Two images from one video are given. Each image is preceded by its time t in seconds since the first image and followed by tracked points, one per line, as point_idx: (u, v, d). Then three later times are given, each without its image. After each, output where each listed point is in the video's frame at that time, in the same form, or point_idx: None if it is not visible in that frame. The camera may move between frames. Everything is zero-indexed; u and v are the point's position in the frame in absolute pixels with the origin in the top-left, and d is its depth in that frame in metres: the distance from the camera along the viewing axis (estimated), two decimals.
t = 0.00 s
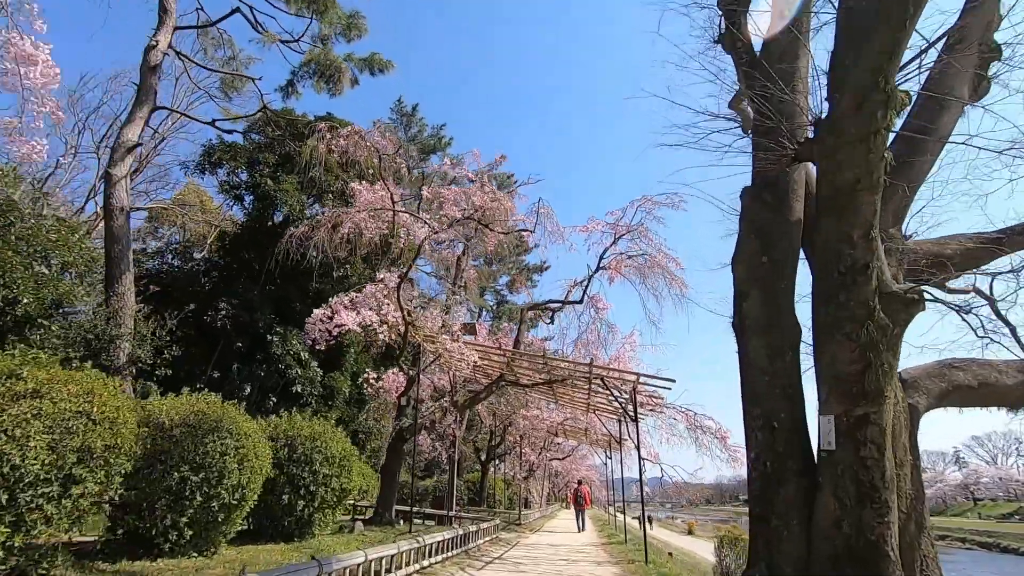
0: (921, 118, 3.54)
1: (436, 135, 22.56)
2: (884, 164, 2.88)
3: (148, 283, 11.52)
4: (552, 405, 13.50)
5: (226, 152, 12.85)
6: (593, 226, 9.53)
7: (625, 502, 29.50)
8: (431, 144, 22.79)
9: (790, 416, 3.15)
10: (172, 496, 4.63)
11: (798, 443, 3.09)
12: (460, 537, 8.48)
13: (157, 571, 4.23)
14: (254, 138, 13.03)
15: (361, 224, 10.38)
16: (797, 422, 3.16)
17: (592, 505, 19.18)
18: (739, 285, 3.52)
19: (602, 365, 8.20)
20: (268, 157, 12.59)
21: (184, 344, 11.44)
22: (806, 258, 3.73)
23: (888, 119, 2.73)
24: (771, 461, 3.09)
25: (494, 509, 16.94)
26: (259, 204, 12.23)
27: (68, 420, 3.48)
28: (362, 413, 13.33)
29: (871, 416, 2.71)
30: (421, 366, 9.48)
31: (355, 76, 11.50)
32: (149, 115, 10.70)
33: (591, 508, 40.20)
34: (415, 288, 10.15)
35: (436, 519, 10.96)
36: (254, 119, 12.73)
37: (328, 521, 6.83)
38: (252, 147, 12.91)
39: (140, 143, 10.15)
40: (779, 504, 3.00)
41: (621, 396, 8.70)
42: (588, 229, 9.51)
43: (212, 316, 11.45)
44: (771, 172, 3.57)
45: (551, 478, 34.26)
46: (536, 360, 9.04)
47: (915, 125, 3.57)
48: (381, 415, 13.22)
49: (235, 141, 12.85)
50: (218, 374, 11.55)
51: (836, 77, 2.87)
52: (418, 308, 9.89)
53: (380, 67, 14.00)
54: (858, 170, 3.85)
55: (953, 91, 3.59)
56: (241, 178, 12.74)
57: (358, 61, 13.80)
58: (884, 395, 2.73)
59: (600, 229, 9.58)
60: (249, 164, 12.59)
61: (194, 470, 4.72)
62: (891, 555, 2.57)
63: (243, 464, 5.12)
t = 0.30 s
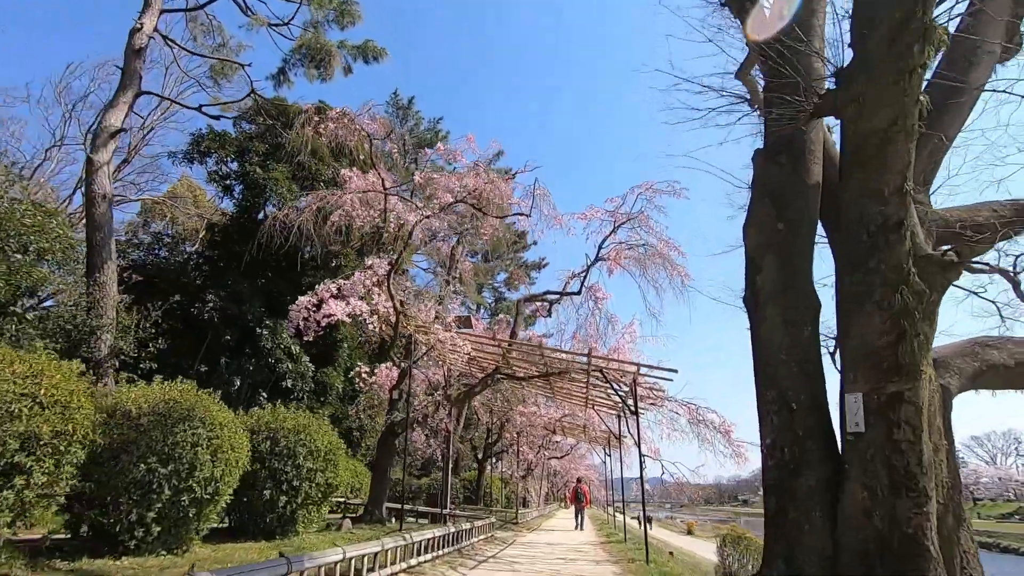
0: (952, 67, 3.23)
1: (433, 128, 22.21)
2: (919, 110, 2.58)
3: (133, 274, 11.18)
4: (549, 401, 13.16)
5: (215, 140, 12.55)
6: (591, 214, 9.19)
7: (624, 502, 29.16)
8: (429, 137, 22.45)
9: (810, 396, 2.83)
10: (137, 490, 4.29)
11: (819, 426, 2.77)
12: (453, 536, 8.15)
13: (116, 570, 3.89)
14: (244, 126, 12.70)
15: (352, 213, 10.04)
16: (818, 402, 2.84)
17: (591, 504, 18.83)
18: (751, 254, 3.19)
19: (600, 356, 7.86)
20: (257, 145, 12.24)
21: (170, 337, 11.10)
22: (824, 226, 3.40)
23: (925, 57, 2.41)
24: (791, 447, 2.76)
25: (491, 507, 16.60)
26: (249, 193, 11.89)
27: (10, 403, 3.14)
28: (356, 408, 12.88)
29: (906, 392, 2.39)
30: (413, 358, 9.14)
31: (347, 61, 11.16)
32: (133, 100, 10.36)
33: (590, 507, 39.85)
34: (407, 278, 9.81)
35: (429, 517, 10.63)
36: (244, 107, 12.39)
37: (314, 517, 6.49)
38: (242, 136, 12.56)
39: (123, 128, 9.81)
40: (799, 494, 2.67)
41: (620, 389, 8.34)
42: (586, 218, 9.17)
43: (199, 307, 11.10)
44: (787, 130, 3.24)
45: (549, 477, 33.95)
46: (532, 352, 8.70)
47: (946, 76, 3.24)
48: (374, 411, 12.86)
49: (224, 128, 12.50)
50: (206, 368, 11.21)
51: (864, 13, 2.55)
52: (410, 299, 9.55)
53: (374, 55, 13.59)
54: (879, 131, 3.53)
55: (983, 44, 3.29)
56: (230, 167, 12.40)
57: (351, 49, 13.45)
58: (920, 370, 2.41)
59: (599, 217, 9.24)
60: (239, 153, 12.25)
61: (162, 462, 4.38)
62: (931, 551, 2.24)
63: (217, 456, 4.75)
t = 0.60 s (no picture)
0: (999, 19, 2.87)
1: (431, 123, 21.82)
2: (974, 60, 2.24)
3: (116, 269, 10.79)
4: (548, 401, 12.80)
5: (204, 132, 12.18)
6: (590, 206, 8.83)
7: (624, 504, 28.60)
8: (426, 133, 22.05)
9: (842, 392, 2.47)
10: (95, 499, 3.94)
11: (854, 428, 2.40)
12: (446, 542, 7.77)
13: None
14: (234, 117, 12.32)
15: (343, 205, 9.66)
16: (852, 399, 2.47)
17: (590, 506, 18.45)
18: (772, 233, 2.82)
19: (600, 352, 7.47)
20: (246, 137, 11.86)
21: (155, 333, 10.72)
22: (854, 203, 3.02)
23: None
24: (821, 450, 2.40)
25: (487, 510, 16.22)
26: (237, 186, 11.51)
27: None
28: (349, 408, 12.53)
29: (965, 386, 2.03)
30: (405, 356, 8.78)
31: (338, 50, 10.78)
32: (116, 88, 9.97)
33: (590, 508, 39.53)
34: (400, 273, 9.43)
35: (423, 521, 10.25)
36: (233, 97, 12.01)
37: (297, 524, 6.11)
38: (231, 127, 12.18)
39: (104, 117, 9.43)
40: (834, 507, 2.31)
41: (621, 388, 7.94)
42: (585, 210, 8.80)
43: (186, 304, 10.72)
44: (811, 95, 2.88)
45: (548, 478, 33.61)
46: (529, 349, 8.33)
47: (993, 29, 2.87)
48: (368, 410, 12.51)
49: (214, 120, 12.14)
50: (192, 367, 10.81)
51: None
52: (403, 295, 9.17)
53: (368, 45, 13.18)
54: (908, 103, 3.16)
55: None
56: (218, 160, 12.00)
57: (344, 39, 13.05)
58: (980, 361, 2.05)
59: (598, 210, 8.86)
60: (227, 145, 11.87)
61: (122, 468, 4.02)
62: None
63: (184, 461, 4.38)
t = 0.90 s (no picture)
0: None
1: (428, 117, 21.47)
2: None
3: (101, 260, 10.43)
4: (546, 397, 12.47)
5: (193, 121, 11.82)
6: (591, 194, 8.47)
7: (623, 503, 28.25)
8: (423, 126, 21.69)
9: (889, 373, 2.14)
10: (51, 496, 3.60)
11: (903, 413, 2.07)
12: (441, 542, 7.43)
13: None
14: (224, 105, 11.97)
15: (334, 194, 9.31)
16: (900, 381, 2.14)
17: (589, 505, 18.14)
18: (803, 195, 2.49)
19: (601, 344, 7.12)
20: (237, 125, 11.50)
21: (142, 326, 10.38)
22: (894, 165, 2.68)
23: None
24: (865, 439, 2.06)
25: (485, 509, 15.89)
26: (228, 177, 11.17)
27: None
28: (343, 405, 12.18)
29: None
30: (399, 349, 8.43)
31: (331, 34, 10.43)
32: (99, 73, 9.61)
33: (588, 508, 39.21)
34: (393, 264, 9.08)
35: (418, 521, 9.91)
36: (223, 85, 11.65)
37: (281, 524, 5.77)
38: (221, 116, 11.82)
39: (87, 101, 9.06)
40: (883, 505, 1.97)
41: (622, 382, 7.58)
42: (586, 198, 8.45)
43: (173, 296, 10.38)
44: (848, 41, 2.57)
45: (547, 477, 33.27)
46: (527, 342, 8.01)
47: None
48: (361, 407, 12.17)
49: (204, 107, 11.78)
50: (180, 363, 10.48)
51: None
52: (397, 286, 8.84)
53: (363, 33, 12.82)
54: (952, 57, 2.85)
55: None
56: (207, 149, 11.64)
57: (338, 26, 12.70)
58: None
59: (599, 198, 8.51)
60: (217, 134, 11.51)
61: (84, 462, 3.68)
62: None
63: (151, 457, 4.03)
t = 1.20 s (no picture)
0: None
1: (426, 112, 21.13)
2: None
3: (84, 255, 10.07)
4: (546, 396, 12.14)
5: (182, 112, 11.47)
6: (593, 184, 8.13)
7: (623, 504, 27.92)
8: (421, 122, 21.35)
9: (956, 367, 1.80)
10: None
11: (973, 415, 1.74)
12: (435, 549, 7.09)
13: None
14: (214, 96, 11.62)
15: (326, 186, 8.97)
16: (968, 377, 1.80)
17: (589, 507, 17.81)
18: (845, 162, 2.13)
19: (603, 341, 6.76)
20: (227, 116, 11.15)
21: (127, 324, 10.01)
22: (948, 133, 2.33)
23: None
24: (930, 446, 1.73)
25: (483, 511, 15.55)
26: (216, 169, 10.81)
27: None
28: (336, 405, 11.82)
29: None
30: (392, 347, 8.09)
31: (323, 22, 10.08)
32: (82, 60, 9.26)
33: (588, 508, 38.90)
34: (387, 258, 8.73)
35: (412, 525, 9.56)
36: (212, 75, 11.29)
37: (264, 531, 5.43)
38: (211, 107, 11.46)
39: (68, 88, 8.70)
40: (955, 527, 1.64)
41: (625, 381, 7.21)
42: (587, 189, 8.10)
43: (159, 292, 10.02)
44: None
45: (547, 478, 32.93)
46: (525, 339, 7.67)
47: None
48: (355, 407, 11.82)
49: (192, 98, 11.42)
50: (166, 361, 10.12)
51: None
52: (391, 281, 8.48)
53: (358, 22, 12.49)
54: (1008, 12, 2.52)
55: None
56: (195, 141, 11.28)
57: (332, 15, 12.36)
58: None
59: (601, 188, 8.16)
60: (206, 126, 11.16)
61: (35, 469, 3.34)
62: None
63: (114, 462, 3.68)
